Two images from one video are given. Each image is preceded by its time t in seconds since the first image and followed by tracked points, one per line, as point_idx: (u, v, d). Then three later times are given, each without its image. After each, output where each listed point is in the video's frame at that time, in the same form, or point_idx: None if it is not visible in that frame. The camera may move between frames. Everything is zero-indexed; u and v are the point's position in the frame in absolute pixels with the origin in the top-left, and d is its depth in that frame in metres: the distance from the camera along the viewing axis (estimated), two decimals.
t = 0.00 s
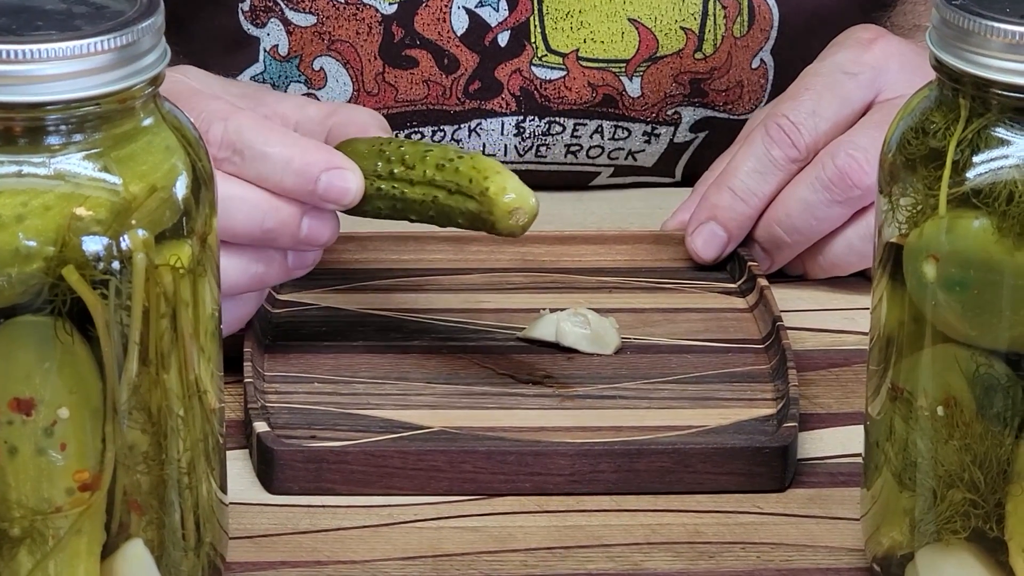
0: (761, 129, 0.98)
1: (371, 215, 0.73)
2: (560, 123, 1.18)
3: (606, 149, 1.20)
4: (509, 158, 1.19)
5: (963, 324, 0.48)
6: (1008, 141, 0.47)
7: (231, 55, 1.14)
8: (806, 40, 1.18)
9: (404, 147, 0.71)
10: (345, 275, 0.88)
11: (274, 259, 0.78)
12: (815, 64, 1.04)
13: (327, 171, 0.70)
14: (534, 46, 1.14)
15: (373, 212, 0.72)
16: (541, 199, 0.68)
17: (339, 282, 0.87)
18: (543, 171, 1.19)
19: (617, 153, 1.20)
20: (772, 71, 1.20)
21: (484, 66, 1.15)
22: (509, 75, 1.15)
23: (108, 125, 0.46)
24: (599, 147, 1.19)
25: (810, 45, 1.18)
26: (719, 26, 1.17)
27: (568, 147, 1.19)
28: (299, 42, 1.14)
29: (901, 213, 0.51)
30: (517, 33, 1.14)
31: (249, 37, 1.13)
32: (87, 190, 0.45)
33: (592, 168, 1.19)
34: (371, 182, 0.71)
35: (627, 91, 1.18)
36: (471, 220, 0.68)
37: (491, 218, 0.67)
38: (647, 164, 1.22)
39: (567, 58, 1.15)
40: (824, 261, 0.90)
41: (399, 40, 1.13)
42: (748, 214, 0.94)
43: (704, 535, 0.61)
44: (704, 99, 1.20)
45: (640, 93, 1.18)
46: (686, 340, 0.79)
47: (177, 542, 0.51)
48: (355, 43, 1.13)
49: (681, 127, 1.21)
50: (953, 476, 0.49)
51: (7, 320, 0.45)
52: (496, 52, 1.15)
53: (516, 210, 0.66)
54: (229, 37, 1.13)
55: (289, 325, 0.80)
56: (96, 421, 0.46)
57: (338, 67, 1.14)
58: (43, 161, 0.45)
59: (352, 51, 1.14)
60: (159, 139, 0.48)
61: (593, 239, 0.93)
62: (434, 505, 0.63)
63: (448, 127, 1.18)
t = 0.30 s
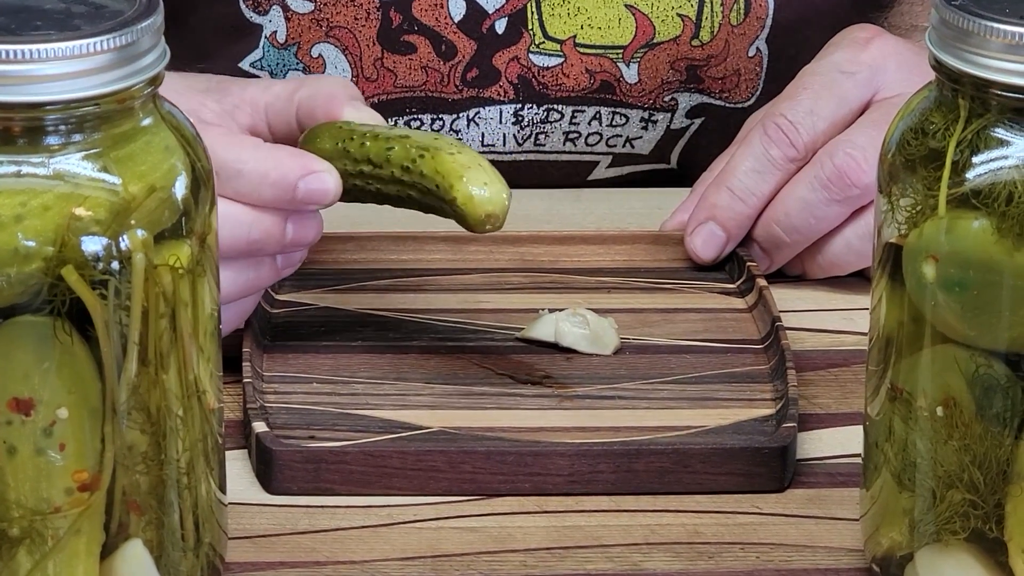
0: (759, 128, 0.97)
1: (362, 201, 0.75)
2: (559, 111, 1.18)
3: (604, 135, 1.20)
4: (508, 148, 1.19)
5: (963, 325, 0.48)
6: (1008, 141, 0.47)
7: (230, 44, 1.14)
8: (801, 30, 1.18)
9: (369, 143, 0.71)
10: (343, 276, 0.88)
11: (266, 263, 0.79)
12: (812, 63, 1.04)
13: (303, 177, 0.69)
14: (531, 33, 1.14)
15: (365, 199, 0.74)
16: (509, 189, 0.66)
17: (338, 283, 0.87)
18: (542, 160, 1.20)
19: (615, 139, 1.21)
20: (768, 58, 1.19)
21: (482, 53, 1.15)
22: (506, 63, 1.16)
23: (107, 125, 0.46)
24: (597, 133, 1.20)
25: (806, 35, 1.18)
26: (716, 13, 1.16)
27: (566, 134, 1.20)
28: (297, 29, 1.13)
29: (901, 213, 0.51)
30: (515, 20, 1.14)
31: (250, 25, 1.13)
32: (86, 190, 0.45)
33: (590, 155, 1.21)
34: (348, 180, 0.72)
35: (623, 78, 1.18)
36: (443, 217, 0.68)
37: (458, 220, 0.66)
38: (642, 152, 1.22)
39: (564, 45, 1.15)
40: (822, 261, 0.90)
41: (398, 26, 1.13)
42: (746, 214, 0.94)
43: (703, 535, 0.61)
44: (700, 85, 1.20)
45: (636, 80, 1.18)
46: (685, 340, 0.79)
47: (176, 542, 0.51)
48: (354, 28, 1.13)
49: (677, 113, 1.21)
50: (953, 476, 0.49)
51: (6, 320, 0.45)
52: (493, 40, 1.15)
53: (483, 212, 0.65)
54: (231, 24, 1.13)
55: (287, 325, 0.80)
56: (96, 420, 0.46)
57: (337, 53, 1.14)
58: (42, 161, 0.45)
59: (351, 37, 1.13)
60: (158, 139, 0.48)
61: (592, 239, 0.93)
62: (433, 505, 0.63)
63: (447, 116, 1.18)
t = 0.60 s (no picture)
0: (759, 128, 0.97)
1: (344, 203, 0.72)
2: (559, 106, 1.18)
3: (605, 130, 1.20)
4: (508, 142, 1.19)
5: (964, 326, 0.48)
6: (1009, 143, 0.47)
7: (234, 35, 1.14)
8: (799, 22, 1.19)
9: (345, 145, 0.69)
10: (342, 277, 0.88)
11: (254, 269, 0.79)
12: (811, 63, 1.04)
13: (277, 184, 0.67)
14: (532, 28, 1.14)
15: (349, 201, 0.71)
16: (490, 183, 0.63)
17: (337, 284, 0.87)
18: (541, 156, 1.20)
19: (615, 135, 1.21)
20: (765, 54, 1.19)
21: (482, 48, 1.15)
22: (507, 58, 1.16)
23: (108, 125, 0.46)
24: (598, 128, 1.20)
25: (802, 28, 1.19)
26: (715, 9, 1.16)
27: (567, 130, 1.19)
28: (300, 23, 1.13)
29: (902, 215, 0.51)
30: (515, 16, 1.14)
31: (254, 19, 1.14)
32: (87, 191, 0.45)
33: (592, 151, 1.21)
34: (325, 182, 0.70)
35: (624, 72, 1.18)
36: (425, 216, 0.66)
37: (440, 219, 0.64)
38: (643, 148, 1.22)
39: (565, 39, 1.15)
40: (823, 261, 0.90)
41: (400, 19, 1.13)
42: (746, 214, 0.94)
43: (703, 536, 0.61)
44: (699, 82, 1.20)
45: (637, 74, 1.18)
46: (685, 341, 0.79)
47: (176, 542, 0.51)
48: (356, 22, 1.13)
49: (677, 111, 1.21)
50: (954, 478, 0.49)
51: (6, 320, 0.45)
52: (494, 36, 1.15)
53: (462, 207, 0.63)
54: (235, 16, 1.13)
55: (287, 326, 0.80)
56: (96, 421, 0.46)
57: (340, 48, 1.14)
58: (43, 161, 0.45)
59: (353, 31, 1.13)
60: (158, 139, 0.48)
61: (592, 239, 0.92)
62: (433, 506, 0.63)
63: (449, 111, 1.18)
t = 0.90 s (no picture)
0: (759, 129, 0.97)
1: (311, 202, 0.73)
2: (558, 102, 1.18)
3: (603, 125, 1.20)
4: (507, 139, 1.19)
5: (965, 329, 0.48)
6: (1009, 145, 0.47)
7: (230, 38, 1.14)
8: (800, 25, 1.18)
9: (314, 144, 0.70)
10: (341, 278, 0.88)
11: (236, 272, 0.79)
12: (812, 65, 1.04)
13: (251, 189, 0.65)
14: (531, 25, 1.15)
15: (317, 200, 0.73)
16: (455, 182, 0.66)
17: (337, 285, 0.87)
18: (541, 152, 1.20)
19: (614, 131, 1.21)
20: (765, 54, 1.19)
21: (482, 45, 1.15)
22: (506, 54, 1.16)
23: (109, 127, 0.46)
24: (597, 125, 1.20)
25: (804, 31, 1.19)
26: (715, 7, 1.16)
27: (566, 126, 1.20)
28: (297, 22, 1.14)
29: (903, 217, 0.51)
30: (515, 13, 1.14)
31: (249, 19, 1.13)
32: (87, 192, 0.45)
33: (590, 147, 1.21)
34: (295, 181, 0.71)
35: (623, 69, 1.18)
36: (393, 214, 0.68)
37: (408, 216, 0.66)
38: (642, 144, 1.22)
39: (564, 36, 1.15)
40: (823, 262, 0.90)
41: (399, 18, 1.13)
42: (747, 215, 0.94)
43: (703, 538, 0.61)
44: (697, 78, 1.20)
45: (636, 71, 1.18)
46: (684, 343, 0.79)
47: (176, 544, 0.51)
48: (355, 21, 1.13)
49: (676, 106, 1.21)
50: (954, 480, 0.49)
51: (7, 322, 0.45)
52: (493, 32, 1.15)
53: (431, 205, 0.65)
54: (231, 18, 1.13)
55: (287, 327, 0.80)
56: (96, 422, 0.46)
57: (337, 47, 1.14)
58: (43, 163, 0.45)
59: (352, 30, 1.13)
60: (159, 141, 0.48)
61: (591, 241, 0.93)
62: (433, 507, 0.63)
63: (447, 108, 1.18)
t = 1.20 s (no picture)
0: (760, 135, 0.97)
1: (299, 211, 0.73)
2: (555, 111, 1.18)
3: (601, 135, 1.20)
4: (505, 149, 1.20)
5: (966, 333, 0.48)
6: (1010, 150, 0.47)
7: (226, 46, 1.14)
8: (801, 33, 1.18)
9: (312, 150, 0.70)
10: (341, 281, 0.88)
11: (231, 277, 0.79)
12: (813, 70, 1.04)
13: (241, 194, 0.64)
14: (527, 34, 1.15)
15: (304, 210, 0.73)
16: (451, 195, 0.67)
17: (337, 288, 0.87)
18: (540, 160, 1.20)
19: (612, 140, 1.21)
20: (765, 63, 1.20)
21: (478, 53, 1.16)
22: (503, 63, 1.16)
23: (110, 131, 0.46)
24: (595, 134, 1.20)
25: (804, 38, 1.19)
26: (713, 17, 1.17)
27: (563, 135, 1.19)
28: (293, 32, 1.13)
29: (904, 221, 0.51)
30: (510, 21, 1.14)
31: (242, 29, 1.13)
32: (88, 197, 0.45)
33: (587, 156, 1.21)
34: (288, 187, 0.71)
35: (620, 78, 1.18)
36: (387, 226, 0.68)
37: (404, 227, 0.67)
38: (641, 152, 1.22)
39: (561, 46, 1.15)
40: (822, 268, 0.90)
41: (394, 27, 1.13)
42: (746, 221, 0.94)
43: (703, 542, 0.61)
44: (696, 86, 1.20)
45: (633, 80, 1.18)
46: (684, 346, 0.79)
47: (177, 548, 0.51)
48: (349, 31, 1.13)
49: (674, 114, 1.21)
50: (955, 485, 0.49)
51: (7, 326, 0.45)
52: (488, 40, 1.15)
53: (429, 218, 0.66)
54: (227, 27, 1.13)
55: (286, 331, 0.80)
56: (97, 426, 0.46)
57: (332, 57, 1.14)
58: (44, 167, 0.45)
59: (347, 40, 1.14)
60: (160, 145, 0.48)
61: (591, 244, 0.93)
62: (434, 512, 0.63)
63: (444, 117, 1.18)
